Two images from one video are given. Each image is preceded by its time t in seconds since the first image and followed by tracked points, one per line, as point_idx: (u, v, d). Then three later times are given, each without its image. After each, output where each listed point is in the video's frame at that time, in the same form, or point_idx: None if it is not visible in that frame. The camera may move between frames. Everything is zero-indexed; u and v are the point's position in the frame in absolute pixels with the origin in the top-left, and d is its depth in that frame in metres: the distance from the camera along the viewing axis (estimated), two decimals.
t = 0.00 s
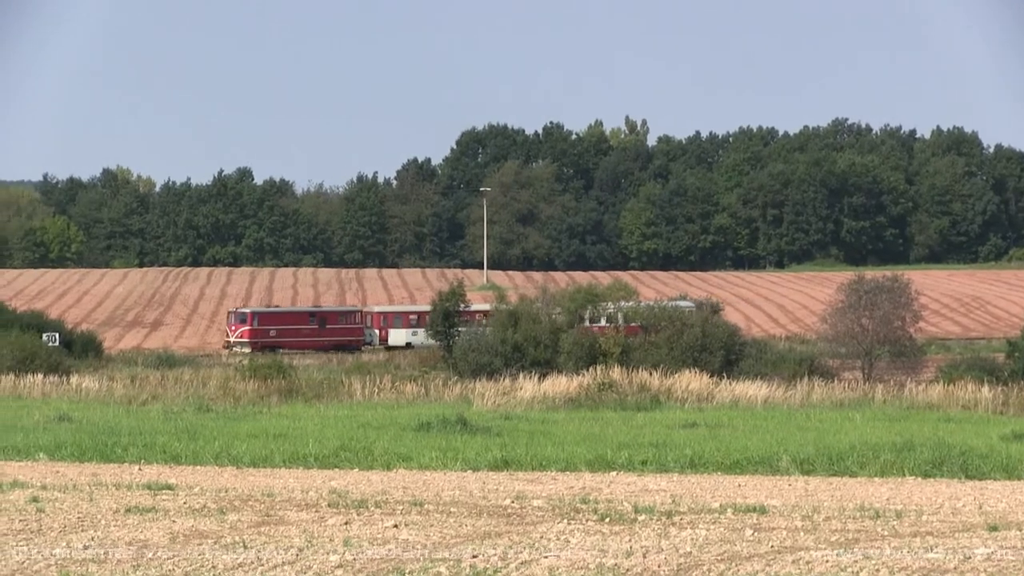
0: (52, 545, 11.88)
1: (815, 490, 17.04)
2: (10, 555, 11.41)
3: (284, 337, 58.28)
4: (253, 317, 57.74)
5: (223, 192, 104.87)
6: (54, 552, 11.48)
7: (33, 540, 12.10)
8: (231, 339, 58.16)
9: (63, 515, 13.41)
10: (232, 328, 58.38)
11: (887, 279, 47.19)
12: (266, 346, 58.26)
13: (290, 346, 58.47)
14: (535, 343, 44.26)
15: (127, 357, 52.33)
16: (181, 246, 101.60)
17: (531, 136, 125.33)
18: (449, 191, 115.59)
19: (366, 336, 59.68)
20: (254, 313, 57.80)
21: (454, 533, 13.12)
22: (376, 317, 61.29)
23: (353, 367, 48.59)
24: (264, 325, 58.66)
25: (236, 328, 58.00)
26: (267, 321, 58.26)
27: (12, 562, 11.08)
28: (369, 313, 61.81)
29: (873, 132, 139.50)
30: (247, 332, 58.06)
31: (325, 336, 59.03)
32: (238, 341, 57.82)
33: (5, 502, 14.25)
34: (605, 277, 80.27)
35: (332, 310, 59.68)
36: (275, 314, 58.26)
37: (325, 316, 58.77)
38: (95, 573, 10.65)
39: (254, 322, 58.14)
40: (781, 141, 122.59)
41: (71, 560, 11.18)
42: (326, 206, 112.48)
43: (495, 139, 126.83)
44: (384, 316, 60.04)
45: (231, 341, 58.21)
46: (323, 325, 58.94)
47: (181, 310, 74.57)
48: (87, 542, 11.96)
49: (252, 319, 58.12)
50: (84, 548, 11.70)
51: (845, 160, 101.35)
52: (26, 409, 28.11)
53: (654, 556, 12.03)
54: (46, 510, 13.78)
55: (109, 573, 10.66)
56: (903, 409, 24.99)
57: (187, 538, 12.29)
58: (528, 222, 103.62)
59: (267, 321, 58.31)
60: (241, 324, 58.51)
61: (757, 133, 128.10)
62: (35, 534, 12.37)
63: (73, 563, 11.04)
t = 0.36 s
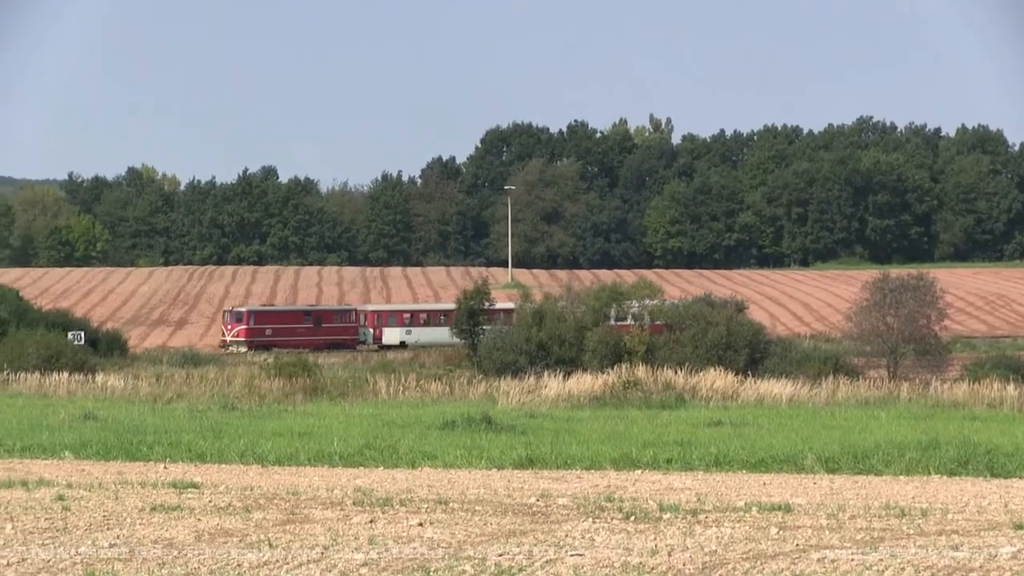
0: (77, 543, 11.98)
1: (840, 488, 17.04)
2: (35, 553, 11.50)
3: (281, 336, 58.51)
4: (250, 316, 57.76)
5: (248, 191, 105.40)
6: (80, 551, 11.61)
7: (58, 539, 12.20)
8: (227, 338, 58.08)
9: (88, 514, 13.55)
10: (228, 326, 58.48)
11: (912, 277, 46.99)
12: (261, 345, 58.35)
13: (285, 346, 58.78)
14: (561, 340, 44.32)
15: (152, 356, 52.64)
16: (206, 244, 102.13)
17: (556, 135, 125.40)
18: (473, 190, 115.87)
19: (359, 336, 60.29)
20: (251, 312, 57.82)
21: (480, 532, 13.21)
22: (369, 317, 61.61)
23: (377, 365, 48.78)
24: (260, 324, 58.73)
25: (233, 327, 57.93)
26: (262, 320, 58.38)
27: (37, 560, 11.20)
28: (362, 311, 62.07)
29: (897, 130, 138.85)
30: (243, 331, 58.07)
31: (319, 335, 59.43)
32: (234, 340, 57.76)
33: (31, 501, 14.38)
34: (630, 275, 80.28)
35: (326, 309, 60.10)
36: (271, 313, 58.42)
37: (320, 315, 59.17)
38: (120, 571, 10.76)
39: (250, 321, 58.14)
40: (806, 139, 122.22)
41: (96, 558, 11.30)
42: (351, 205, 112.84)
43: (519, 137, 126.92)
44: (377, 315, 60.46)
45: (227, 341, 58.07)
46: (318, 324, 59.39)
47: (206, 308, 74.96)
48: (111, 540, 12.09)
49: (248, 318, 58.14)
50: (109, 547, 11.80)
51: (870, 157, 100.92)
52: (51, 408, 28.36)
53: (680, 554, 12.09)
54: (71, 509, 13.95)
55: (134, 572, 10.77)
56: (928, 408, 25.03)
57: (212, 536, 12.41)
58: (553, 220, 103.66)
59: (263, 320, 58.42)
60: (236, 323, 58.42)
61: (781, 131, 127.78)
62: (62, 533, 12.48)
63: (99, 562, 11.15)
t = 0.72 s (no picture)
0: (105, 543, 12.14)
1: (868, 488, 17.04)
2: (65, 553, 11.64)
3: (281, 337, 58.66)
4: (250, 317, 57.94)
5: (276, 191, 106.07)
6: (108, 550, 11.77)
7: (87, 538, 12.34)
8: (227, 338, 58.35)
9: (116, 514, 13.71)
10: (227, 326, 58.67)
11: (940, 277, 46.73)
12: (261, 346, 58.50)
13: (285, 346, 58.80)
14: (589, 340, 44.37)
15: (181, 356, 53.02)
16: (234, 244, 102.75)
17: (583, 134, 125.37)
18: (501, 189, 115.99)
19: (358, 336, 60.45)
20: (251, 312, 58.01)
21: (508, 531, 13.32)
22: (367, 318, 61.70)
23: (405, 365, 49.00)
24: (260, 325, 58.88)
25: (233, 327, 58.17)
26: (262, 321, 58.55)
27: (66, 559, 11.34)
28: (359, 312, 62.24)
29: (926, 130, 138.05)
30: (243, 332, 58.31)
31: (318, 336, 59.57)
32: (234, 341, 58.02)
33: (60, 500, 14.56)
34: (658, 275, 80.30)
35: (325, 309, 60.23)
36: (270, 314, 58.59)
37: (319, 315, 59.33)
38: (148, 571, 10.90)
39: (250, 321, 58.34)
40: (835, 138, 121.77)
41: (125, 558, 11.46)
42: (379, 204, 113.20)
43: (547, 137, 127.03)
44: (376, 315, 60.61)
45: (227, 341, 58.35)
46: (317, 324, 59.51)
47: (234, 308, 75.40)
48: (140, 540, 12.24)
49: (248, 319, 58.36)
50: (138, 547, 11.96)
51: (898, 157, 100.47)
52: (79, 408, 28.62)
53: (708, 554, 12.16)
54: (99, 508, 14.14)
55: (162, 571, 10.91)
56: (956, 406, 25.15)
57: (240, 536, 12.57)
58: (581, 220, 103.70)
59: (264, 321, 58.59)
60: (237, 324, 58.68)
61: (809, 131, 127.42)
62: (90, 533, 12.63)
63: (128, 562, 11.31)
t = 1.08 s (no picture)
0: (134, 543, 12.29)
1: (896, 488, 17.05)
2: (94, 552, 11.80)
3: (281, 336, 58.87)
4: (249, 316, 58.29)
5: (304, 191, 106.65)
6: (137, 550, 11.91)
7: (115, 538, 12.50)
8: (228, 338, 58.78)
9: (145, 513, 13.88)
10: (229, 326, 59.13)
11: (970, 277, 46.47)
12: (261, 345, 58.81)
13: (285, 346, 58.97)
14: (617, 340, 44.42)
15: (210, 356, 53.42)
16: (263, 244, 103.29)
17: (612, 134, 125.27)
18: (529, 189, 116.31)
19: (356, 336, 60.54)
20: (251, 312, 58.38)
21: (536, 531, 13.42)
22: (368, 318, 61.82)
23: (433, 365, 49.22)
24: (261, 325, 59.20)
25: (233, 327, 58.62)
26: (263, 321, 58.87)
27: (95, 559, 11.49)
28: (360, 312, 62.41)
29: (956, 129, 137.15)
30: (244, 332, 58.69)
31: (319, 335, 59.59)
32: (235, 341, 58.41)
33: (90, 500, 14.76)
34: (686, 275, 80.29)
35: (325, 309, 60.31)
36: (270, 313, 58.92)
37: (319, 315, 59.42)
38: (176, 571, 11.03)
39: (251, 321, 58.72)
40: (864, 138, 121.16)
41: (154, 557, 11.60)
42: (407, 204, 113.53)
43: (575, 137, 127.02)
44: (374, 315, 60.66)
45: (228, 341, 58.73)
46: (318, 324, 59.59)
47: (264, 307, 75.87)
48: (168, 540, 12.39)
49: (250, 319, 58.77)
50: (168, 546, 12.11)
51: (928, 156, 99.76)
52: (108, 408, 28.87)
53: (736, 554, 12.24)
54: (128, 508, 14.31)
55: (190, 571, 11.04)
56: (984, 406, 25.21)
57: (269, 536, 12.72)
58: (609, 220, 103.70)
59: (264, 321, 58.91)
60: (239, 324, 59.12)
61: (838, 130, 126.87)
62: (119, 532, 12.81)
63: (157, 561, 11.45)
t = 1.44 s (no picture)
0: (163, 543, 12.45)
1: (924, 488, 17.05)
2: (121, 552, 11.94)
3: (281, 336, 58.67)
4: (250, 316, 57.98)
5: (332, 190, 107.10)
6: (164, 550, 12.08)
7: (143, 538, 12.66)
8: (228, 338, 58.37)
9: (172, 513, 14.05)
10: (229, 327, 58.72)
11: (999, 276, 46.18)
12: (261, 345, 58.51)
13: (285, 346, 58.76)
14: (645, 340, 44.42)
15: (237, 355, 53.77)
16: (291, 244, 103.83)
17: (639, 134, 125.05)
18: (556, 188, 116.52)
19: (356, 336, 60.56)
20: (251, 312, 58.07)
21: (564, 531, 13.53)
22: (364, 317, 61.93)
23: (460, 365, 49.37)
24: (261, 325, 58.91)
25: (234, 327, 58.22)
26: (263, 321, 58.60)
27: (122, 559, 11.64)
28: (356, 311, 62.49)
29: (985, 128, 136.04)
30: (244, 332, 58.36)
31: (318, 335, 59.52)
32: (235, 341, 57.99)
33: (117, 500, 14.95)
34: (714, 275, 80.18)
35: (324, 309, 60.25)
36: (270, 313, 58.67)
37: (319, 315, 59.36)
38: (203, 571, 11.16)
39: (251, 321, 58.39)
40: (891, 138, 120.45)
41: (181, 557, 11.73)
42: (434, 203, 113.78)
43: (603, 136, 126.87)
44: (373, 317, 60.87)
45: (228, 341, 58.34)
46: (318, 324, 59.50)
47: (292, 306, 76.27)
48: (196, 539, 12.54)
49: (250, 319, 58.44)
50: (195, 546, 12.25)
51: (955, 156, 98.72)
52: (136, 408, 29.06)
53: (764, 553, 12.31)
54: (155, 508, 14.49)
55: (217, 571, 11.17)
56: (1011, 405, 25.18)
57: (296, 535, 12.87)
58: (637, 219, 103.62)
59: (264, 321, 58.65)
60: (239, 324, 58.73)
61: (865, 129, 126.17)
62: (146, 532, 12.97)
63: (184, 561, 11.58)
